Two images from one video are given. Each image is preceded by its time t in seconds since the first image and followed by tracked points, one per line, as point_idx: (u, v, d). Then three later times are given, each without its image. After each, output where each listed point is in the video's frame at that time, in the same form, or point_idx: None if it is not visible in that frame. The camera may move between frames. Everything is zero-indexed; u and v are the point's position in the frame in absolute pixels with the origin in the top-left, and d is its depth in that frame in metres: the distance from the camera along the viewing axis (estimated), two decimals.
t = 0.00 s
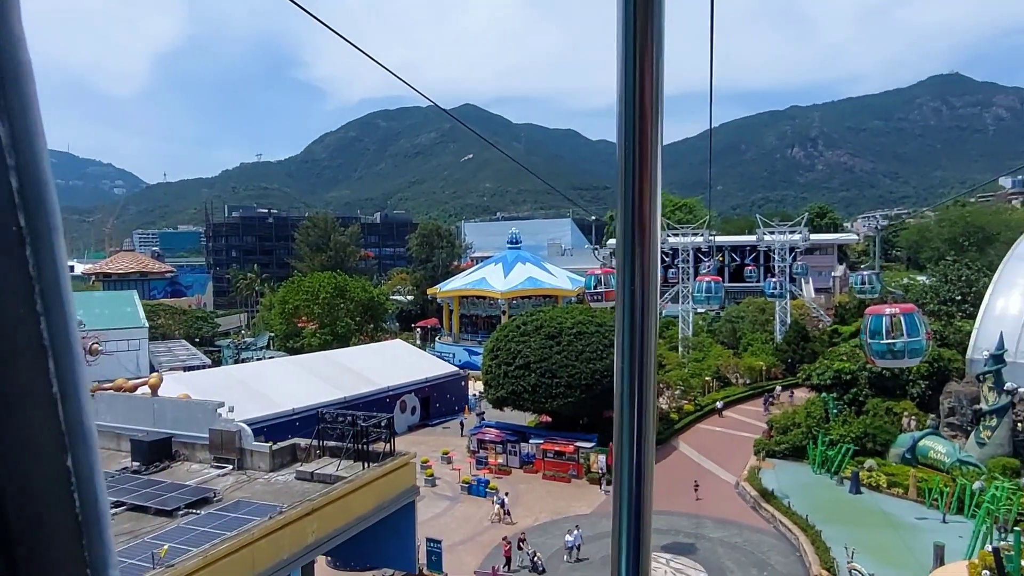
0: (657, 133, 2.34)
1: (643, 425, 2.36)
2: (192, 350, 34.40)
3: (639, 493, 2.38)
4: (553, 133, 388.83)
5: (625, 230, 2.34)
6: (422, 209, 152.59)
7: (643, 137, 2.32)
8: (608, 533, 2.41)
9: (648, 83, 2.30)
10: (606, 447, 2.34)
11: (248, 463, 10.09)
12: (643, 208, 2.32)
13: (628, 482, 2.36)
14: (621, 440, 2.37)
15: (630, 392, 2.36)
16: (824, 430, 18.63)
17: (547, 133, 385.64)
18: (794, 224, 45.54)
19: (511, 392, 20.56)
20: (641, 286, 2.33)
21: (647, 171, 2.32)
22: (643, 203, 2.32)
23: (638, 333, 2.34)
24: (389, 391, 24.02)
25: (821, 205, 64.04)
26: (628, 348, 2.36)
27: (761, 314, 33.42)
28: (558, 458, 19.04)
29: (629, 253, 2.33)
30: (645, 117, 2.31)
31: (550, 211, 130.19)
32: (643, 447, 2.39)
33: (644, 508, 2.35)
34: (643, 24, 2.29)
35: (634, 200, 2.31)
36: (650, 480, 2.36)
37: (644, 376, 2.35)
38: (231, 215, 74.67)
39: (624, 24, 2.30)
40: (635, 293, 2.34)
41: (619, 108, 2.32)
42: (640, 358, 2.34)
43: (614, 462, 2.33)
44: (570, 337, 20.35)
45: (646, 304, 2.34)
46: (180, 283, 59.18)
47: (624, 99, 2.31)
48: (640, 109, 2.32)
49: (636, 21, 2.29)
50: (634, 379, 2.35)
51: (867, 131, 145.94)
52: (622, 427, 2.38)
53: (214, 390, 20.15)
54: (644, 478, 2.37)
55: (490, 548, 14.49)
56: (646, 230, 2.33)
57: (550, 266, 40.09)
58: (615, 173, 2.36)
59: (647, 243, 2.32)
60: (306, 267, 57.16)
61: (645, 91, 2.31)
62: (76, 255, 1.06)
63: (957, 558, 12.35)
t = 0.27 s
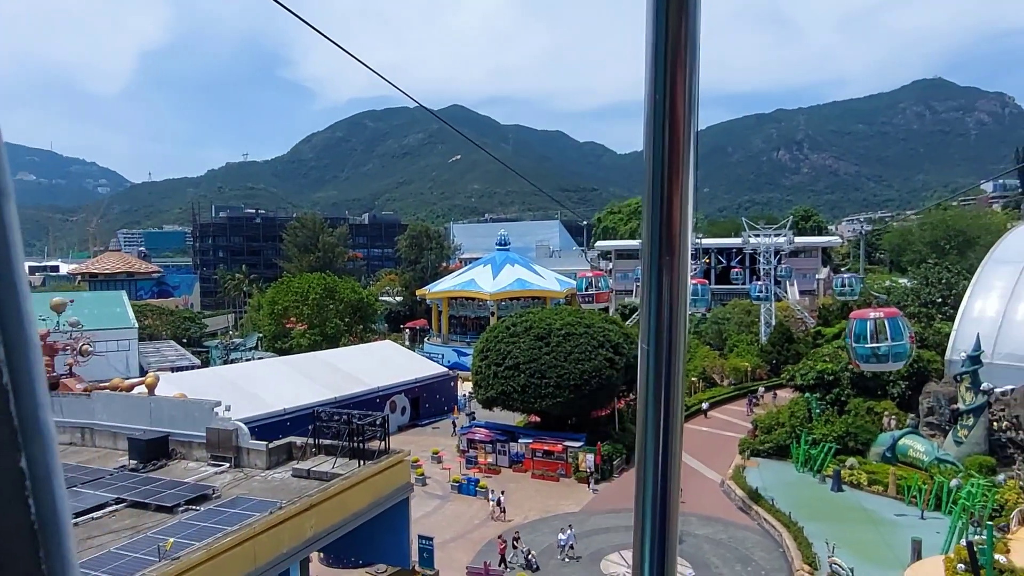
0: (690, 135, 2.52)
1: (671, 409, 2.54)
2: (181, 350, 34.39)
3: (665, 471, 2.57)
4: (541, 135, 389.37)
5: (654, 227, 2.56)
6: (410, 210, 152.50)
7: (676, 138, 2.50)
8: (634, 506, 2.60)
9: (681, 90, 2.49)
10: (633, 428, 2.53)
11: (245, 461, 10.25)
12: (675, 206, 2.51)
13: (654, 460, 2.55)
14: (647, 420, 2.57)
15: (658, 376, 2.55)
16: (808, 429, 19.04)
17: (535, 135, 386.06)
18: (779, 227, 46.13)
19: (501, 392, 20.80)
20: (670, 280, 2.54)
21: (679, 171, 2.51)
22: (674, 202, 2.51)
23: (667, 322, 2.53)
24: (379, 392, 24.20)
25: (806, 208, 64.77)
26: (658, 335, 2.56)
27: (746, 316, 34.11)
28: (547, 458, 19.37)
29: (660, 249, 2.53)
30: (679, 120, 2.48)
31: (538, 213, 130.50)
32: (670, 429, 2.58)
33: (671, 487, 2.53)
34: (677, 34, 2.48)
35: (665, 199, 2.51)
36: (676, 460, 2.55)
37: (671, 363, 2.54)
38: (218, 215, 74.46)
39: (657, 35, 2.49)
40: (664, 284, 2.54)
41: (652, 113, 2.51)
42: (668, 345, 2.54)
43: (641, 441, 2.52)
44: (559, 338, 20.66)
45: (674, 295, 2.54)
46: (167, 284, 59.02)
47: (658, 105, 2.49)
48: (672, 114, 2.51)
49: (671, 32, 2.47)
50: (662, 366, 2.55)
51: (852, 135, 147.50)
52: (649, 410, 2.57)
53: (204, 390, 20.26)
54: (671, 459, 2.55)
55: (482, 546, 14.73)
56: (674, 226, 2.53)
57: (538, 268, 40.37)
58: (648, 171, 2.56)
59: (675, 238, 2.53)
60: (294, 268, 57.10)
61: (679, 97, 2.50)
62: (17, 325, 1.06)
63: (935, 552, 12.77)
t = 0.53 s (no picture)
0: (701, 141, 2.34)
1: (682, 398, 2.38)
2: (171, 350, 34.39)
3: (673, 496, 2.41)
4: (531, 135, 389.43)
5: (662, 241, 2.39)
6: (400, 209, 152.40)
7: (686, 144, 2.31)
8: (640, 538, 2.44)
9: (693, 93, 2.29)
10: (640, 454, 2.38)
11: (243, 458, 10.43)
12: (682, 220, 2.35)
13: (662, 487, 2.39)
14: (654, 443, 2.41)
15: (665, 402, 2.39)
16: (793, 427, 19.40)
17: (525, 135, 386.12)
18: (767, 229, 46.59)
19: (492, 392, 21.03)
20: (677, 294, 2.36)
21: (688, 175, 2.33)
22: (682, 215, 2.34)
23: (676, 343, 2.36)
24: (370, 391, 24.35)
25: (793, 209, 65.43)
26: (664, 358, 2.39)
27: (734, 317, 34.56)
28: (538, 456, 19.64)
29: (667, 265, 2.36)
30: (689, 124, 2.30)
31: (527, 214, 130.81)
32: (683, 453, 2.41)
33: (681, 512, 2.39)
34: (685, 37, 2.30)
35: (673, 211, 2.33)
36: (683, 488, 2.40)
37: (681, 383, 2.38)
38: (207, 215, 74.30)
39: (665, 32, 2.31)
40: (671, 304, 2.37)
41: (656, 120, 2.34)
42: (675, 366, 2.36)
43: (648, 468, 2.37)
44: (550, 339, 20.94)
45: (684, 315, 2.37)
46: (156, 284, 58.93)
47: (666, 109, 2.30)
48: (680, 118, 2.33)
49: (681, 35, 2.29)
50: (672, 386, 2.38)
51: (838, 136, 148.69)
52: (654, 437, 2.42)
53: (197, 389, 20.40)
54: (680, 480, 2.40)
55: (473, 543, 14.96)
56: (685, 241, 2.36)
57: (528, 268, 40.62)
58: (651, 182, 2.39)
59: (685, 255, 2.36)
60: (284, 268, 57.07)
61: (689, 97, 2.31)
62: None
63: (915, 547, 13.15)
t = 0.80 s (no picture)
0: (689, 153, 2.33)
1: (669, 398, 2.36)
2: (168, 350, 34.55)
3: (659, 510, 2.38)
4: (525, 136, 389.79)
5: (647, 253, 2.37)
6: (394, 210, 152.51)
7: (674, 154, 2.31)
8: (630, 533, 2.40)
9: (678, 105, 2.29)
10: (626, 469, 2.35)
11: (246, 457, 10.66)
12: (669, 230, 2.33)
13: (649, 503, 2.36)
14: (642, 437, 2.37)
15: (652, 415, 2.36)
16: (784, 428, 19.73)
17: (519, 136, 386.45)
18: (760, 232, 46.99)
19: (488, 392, 21.27)
20: (666, 304, 2.34)
21: (678, 184, 2.31)
22: (670, 226, 2.33)
23: (664, 354, 2.33)
24: (367, 392, 24.58)
25: (786, 212, 65.87)
26: (651, 370, 2.36)
27: (727, 319, 34.88)
28: (533, 456, 19.91)
29: (655, 274, 2.33)
30: (675, 135, 2.30)
31: (522, 216, 131.09)
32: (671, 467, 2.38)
33: (670, 528, 2.35)
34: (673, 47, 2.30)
35: (661, 205, 2.31)
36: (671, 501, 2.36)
37: (669, 395, 2.35)
38: (202, 215, 74.35)
39: (651, 42, 2.30)
40: (659, 315, 2.35)
41: (642, 130, 2.32)
42: (662, 378, 2.33)
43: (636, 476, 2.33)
44: (546, 340, 21.22)
45: (672, 325, 2.35)
46: (152, 284, 59.05)
47: (653, 120, 2.29)
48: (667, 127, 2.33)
49: (666, 46, 2.28)
50: (660, 398, 2.34)
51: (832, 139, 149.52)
52: (640, 449, 2.38)
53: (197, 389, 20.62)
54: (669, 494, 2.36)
55: (470, 540, 15.22)
56: (670, 250, 2.34)
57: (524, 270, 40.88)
58: (638, 192, 2.37)
59: (673, 264, 2.34)
60: (280, 269, 57.19)
61: (675, 107, 2.30)
62: None
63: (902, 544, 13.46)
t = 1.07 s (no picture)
0: (719, 150, 2.14)
1: (695, 409, 2.17)
2: (167, 350, 34.73)
3: (683, 534, 2.21)
4: (522, 137, 390.17)
5: (676, 249, 2.16)
6: (391, 211, 152.62)
7: (704, 149, 2.11)
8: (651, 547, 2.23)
9: (710, 96, 2.09)
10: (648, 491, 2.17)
11: (251, 454, 10.89)
12: (698, 233, 2.14)
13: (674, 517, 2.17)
14: (666, 450, 2.19)
15: (677, 433, 2.17)
16: (778, 428, 20.04)
17: (516, 137, 386.83)
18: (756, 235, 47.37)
19: (486, 392, 21.51)
20: (693, 314, 2.15)
21: (706, 182, 2.12)
22: (697, 230, 2.14)
23: (691, 368, 2.14)
24: (366, 392, 24.80)
25: (781, 214, 66.23)
26: (675, 385, 2.18)
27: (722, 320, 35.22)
28: (530, 455, 20.16)
29: (680, 282, 2.14)
30: (705, 129, 2.10)
31: (518, 217, 131.40)
32: (694, 489, 2.21)
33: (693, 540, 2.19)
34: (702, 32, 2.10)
35: (689, 202, 2.12)
36: (697, 528, 2.18)
37: (694, 412, 2.17)
38: (200, 215, 74.56)
39: (679, 27, 2.10)
40: (685, 323, 2.16)
41: (667, 125, 2.13)
42: (688, 383, 2.16)
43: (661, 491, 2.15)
44: (543, 341, 21.49)
45: (699, 335, 2.15)
46: (149, 284, 59.28)
47: (681, 113, 2.09)
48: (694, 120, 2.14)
49: (693, 32, 2.09)
50: (684, 416, 2.16)
51: (827, 142, 150.26)
52: (664, 467, 2.20)
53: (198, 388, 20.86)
54: (693, 520, 2.18)
55: (469, 538, 15.46)
56: (699, 255, 2.14)
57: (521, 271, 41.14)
58: (663, 191, 2.18)
59: (702, 271, 2.14)
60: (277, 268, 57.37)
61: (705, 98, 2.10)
62: None
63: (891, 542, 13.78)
